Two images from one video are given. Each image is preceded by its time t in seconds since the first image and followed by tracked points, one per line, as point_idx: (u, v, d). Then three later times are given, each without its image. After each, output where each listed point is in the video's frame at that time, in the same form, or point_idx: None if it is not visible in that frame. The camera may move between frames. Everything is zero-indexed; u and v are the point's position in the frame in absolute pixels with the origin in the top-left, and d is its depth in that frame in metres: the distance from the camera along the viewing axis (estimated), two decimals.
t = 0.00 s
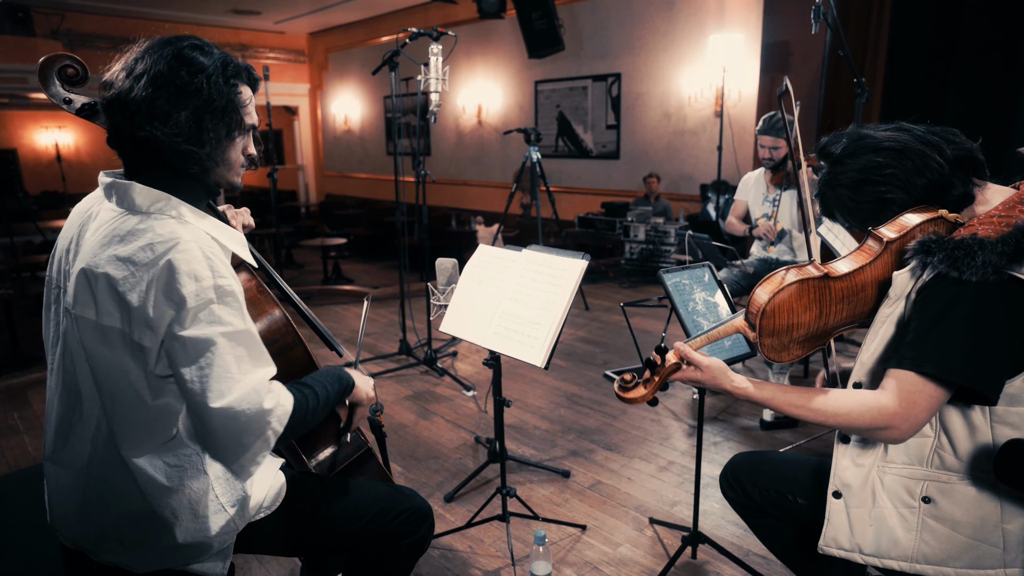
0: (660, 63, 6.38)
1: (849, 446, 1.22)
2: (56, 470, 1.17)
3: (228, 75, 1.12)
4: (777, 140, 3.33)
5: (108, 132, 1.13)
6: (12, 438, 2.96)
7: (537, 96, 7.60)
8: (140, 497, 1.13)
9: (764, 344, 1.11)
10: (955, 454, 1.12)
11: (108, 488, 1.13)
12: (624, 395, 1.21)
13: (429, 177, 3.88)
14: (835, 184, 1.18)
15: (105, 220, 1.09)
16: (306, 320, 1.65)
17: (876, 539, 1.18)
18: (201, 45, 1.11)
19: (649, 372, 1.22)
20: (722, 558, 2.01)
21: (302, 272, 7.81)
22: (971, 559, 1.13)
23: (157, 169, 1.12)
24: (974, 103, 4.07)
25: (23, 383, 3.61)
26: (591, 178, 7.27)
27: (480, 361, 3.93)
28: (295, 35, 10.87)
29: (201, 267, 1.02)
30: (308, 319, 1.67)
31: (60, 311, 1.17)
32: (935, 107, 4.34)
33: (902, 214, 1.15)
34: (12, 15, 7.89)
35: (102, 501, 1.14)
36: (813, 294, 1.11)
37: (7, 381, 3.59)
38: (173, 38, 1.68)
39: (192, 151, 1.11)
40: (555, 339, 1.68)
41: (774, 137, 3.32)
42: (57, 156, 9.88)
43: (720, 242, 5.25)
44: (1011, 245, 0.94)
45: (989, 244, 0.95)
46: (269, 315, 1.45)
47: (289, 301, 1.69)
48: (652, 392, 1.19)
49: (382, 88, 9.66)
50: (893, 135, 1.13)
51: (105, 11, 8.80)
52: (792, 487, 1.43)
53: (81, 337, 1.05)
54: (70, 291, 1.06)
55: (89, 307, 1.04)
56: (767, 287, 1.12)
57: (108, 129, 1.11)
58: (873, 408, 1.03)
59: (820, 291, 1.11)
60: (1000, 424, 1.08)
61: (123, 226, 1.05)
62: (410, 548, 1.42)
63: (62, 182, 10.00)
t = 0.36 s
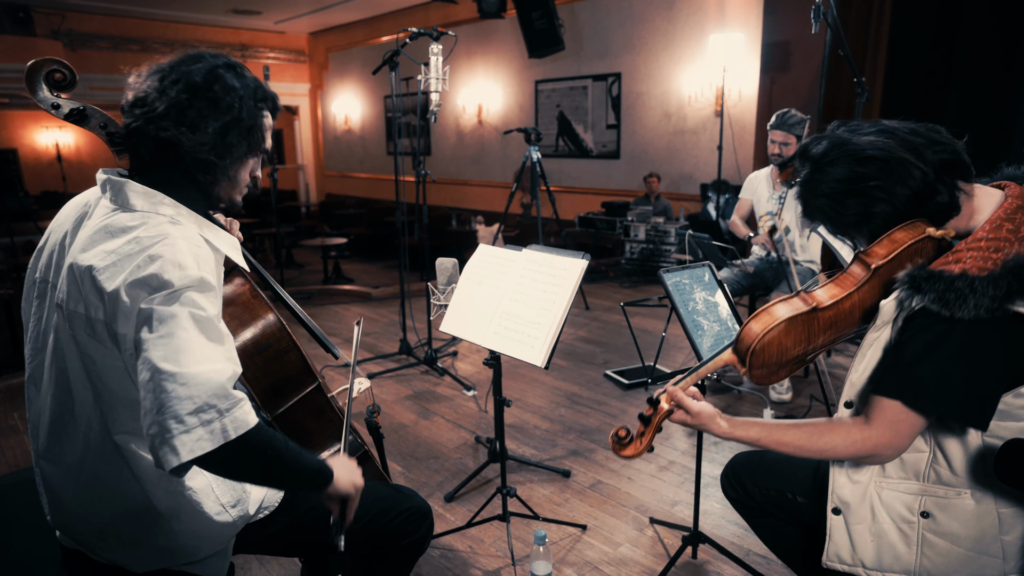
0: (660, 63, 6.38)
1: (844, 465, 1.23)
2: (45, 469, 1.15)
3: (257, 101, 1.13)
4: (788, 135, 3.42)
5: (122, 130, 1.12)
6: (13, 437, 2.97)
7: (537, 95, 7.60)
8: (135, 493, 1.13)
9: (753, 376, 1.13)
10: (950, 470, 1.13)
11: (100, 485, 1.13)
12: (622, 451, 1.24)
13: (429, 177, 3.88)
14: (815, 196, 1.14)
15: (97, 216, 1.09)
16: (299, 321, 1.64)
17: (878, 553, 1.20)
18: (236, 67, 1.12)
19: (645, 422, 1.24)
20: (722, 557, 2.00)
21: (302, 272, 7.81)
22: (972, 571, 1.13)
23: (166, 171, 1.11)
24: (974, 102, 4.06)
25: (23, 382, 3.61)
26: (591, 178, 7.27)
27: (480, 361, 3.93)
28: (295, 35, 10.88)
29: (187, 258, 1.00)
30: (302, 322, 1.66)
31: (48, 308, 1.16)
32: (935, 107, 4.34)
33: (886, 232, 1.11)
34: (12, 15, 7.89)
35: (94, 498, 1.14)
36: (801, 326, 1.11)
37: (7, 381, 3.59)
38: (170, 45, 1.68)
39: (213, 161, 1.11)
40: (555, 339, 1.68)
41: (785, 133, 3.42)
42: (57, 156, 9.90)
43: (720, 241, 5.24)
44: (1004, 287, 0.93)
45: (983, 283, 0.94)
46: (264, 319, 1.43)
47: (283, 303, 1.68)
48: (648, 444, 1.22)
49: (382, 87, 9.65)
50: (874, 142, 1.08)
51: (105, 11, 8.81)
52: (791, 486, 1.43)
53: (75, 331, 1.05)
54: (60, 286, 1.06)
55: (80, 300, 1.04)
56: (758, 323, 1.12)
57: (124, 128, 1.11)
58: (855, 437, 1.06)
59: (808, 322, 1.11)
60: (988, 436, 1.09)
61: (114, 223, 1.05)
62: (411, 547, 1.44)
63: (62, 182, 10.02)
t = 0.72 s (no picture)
0: (660, 63, 6.38)
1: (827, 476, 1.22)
2: (58, 466, 1.17)
3: (225, 81, 1.14)
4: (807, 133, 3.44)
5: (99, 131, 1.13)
6: (14, 437, 2.97)
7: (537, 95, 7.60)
8: (145, 488, 1.14)
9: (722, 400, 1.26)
10: (928, 479, 1.13)
11: (112, 480, 1.14)
12: (602, 481, 1.35)
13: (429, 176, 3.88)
14: (776, 225, 1.16)
15: (102, 212, 1.10)
16: (303, 321, 1.60)
17: (865, 562, 1.20)
18: (198, 50, 1.12)
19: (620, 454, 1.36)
20: (722, 557, 2.01)
21: (303, 271, 7.81)
22: None
23: (148, 164, 1.11)
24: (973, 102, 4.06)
25: (24, 382, 3.61)
26: (591, 178, 7.27)
27: (481, 361, 3.93)
28: (295, 35, 10.89)
29: (213, 241, 1.05)
30: (307, 321, 1.61)
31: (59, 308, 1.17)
32: (935, 107, 4.34)
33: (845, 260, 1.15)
34: (12, 14, 7.89)
35: (106, 493, 1.15)
36: (762, 357, 1.21)
37: (8, 380, 3.59)
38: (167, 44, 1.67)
39: (194, 153, 1.12)
40: (555, 339, 1.68)
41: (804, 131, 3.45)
42: (57, 156, 9.90)
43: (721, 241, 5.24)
44: (945, 342, 0.95)
45: (925, 337, 0.95)
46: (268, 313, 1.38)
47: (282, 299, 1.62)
48: (622, 471, 1.33)
49: (383, 87, 9.65)
50: (816, 177, 1.08)
51: (106, 11, 8.81)
52: (787, 487, 1.44)
53: (93, 324, 1.07)
54: (75, 281, 1.08)
55: (98, 295, 1.06)
56: (720, 357, 1.25)
57: (99, 126, 1.11)
58: (811, 454, 1.11)
59: (769, 353, 1.20)
60: (960, 444, 1.10)
61: (124, 215, 1.07)
62: (409, 545, 1.44)
63: (63, 181, 10.02)
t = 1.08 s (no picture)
0: (660, 63, 6.39)
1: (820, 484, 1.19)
2: (47, 466, 1.15)
3: (235, 95, 1.16)
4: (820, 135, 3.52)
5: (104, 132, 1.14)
6: (14, 437, 2.97)
7: (538, 95, 7.60)
8: (140, 486, 1.13)
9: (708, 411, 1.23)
10: (916, 484, 1.12)
11: (104, 479, 1.13)
12: (598, 499, 1.33)
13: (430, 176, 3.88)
14: (751, 233, 1.14)
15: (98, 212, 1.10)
16: (300, 322, 1.64)
17: (859, 565, 1.20)
18: (214, 63, 1.15)
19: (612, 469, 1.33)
20: (722, 557, 2.01)
21: (304, 271, 7.82)
22: None
23: (151, 166, 1.12)
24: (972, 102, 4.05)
25: (25, 382, 3.61)
26: (591, 178, 7.27)
27: (481, 361, 3.93)
28: (296, 35, 10.89)
29: (206, 252, 1.06)
30: (303, 322, 1.66)
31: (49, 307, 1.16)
32: (936, 108, 4.33)
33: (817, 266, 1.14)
34: (13, 14, 7.89)
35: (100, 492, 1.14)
36: (744, 366, 1.17)
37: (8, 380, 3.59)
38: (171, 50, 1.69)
39: (192, 157, 1.13)
40: (555, 339, 1.68)
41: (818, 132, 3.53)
42: (58, 155, 9.91)
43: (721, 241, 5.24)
44: (912, 341, 0.95)
45: (896, 338, 0.95)
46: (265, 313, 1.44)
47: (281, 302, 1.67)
48: (616, 488, 1.31)
49: (383, 87, 9.66)
50: (788, 184, 1.06)
51: (107, 11, 8.82)
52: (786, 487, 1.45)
53: (83, 327, 1.06)
54: (67, 279, 1.07)
55: (90, 295, 1.06)
56: (704, 368, 1.21)
57: (107, 127, 1.13)
58: (801, 463, 1.10)
59: (750, 361, 1.17)
60: (946, 450, 1.08)
61: (121, 217, 1.07)
62: (408, 544, 1.43)
63: (63, 181, 10.03)
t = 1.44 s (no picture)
0: (661, 64, 6.39)
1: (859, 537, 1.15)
2: (55, 466, 1.16)
3: (257, 106, 1.18)
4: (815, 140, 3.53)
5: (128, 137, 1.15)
6: (14, 436, 2.97)
7: (538, 96, 7.61)
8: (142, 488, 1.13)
9: (735, 473, 1.16)
10: (960, 512, 1.10)
11: (106, 483, 1.12)
12: None
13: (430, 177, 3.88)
14: (729, 247, 1.10)
15: (109, 216, 1.10)
16: (304, 322, 1.66)
17: None
18: (236, 75, 1.17)
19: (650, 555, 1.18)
20: (723, 558, 2.01)
21: (303, 271, 7.84)
22: None
23: (170, 171, 1.14)
24: (973, 103, 4.05)
25: (25, 381, 3.62)
26: (591, 178, 7.28)
27: (481, 361, 3.93)
28: (296, 35, 10.89)
29: (210, 262, 1.05)
30: (307, 322, 1.67)
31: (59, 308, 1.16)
32: (935, 109, 4.33)
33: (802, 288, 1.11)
34: (14, 14, 7.91)
35: (102, 497, 1.13)
36: (761, 417, 1.14)
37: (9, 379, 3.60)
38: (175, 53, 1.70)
39: (217, 167, 1.14)
40: (556, 339, 1.68)
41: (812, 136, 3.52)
42: (58, 155, 9.92)
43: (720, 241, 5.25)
44: (926, 350, 0.94)
45: (908, 352, 0.94)
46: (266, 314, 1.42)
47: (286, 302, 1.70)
48: None
49: (384, 87, 9.66)
50: (771, 200, 1.03)
51: (106, 11, 8.82)
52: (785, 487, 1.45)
53: (89, 330, 1.06)
54: (75, 282, 1.07)
55: (96, 298, 1.05)
56: (724, 427, 1.15)
57: (129, 133, 1.14)
58: (866, 502, 1.05)
59: (766, 411, 1.14)
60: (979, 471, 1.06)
61: (129, 220, 1.06)
62: (410, 546, 1.44)
63: (63, 181, 10.05)
